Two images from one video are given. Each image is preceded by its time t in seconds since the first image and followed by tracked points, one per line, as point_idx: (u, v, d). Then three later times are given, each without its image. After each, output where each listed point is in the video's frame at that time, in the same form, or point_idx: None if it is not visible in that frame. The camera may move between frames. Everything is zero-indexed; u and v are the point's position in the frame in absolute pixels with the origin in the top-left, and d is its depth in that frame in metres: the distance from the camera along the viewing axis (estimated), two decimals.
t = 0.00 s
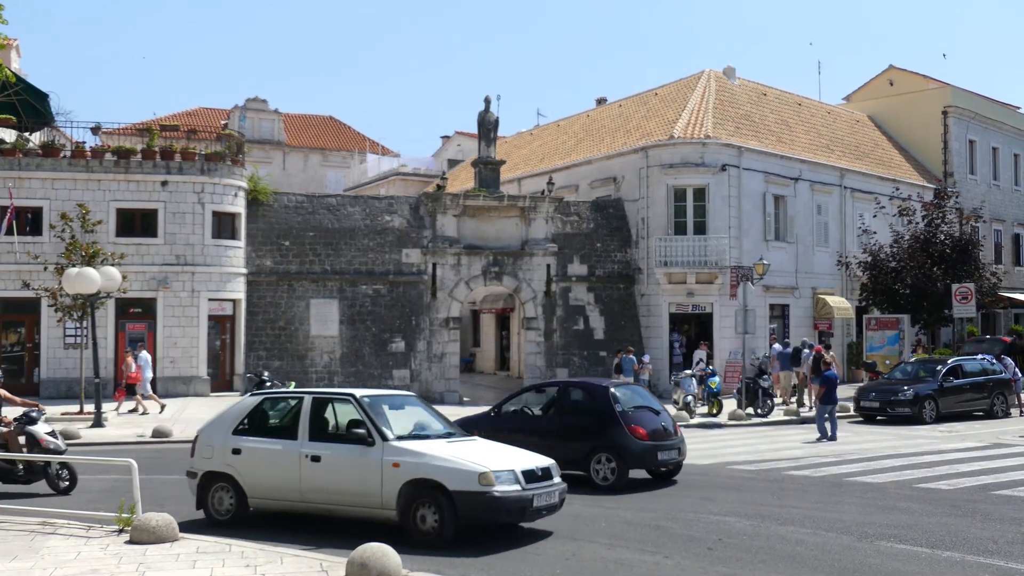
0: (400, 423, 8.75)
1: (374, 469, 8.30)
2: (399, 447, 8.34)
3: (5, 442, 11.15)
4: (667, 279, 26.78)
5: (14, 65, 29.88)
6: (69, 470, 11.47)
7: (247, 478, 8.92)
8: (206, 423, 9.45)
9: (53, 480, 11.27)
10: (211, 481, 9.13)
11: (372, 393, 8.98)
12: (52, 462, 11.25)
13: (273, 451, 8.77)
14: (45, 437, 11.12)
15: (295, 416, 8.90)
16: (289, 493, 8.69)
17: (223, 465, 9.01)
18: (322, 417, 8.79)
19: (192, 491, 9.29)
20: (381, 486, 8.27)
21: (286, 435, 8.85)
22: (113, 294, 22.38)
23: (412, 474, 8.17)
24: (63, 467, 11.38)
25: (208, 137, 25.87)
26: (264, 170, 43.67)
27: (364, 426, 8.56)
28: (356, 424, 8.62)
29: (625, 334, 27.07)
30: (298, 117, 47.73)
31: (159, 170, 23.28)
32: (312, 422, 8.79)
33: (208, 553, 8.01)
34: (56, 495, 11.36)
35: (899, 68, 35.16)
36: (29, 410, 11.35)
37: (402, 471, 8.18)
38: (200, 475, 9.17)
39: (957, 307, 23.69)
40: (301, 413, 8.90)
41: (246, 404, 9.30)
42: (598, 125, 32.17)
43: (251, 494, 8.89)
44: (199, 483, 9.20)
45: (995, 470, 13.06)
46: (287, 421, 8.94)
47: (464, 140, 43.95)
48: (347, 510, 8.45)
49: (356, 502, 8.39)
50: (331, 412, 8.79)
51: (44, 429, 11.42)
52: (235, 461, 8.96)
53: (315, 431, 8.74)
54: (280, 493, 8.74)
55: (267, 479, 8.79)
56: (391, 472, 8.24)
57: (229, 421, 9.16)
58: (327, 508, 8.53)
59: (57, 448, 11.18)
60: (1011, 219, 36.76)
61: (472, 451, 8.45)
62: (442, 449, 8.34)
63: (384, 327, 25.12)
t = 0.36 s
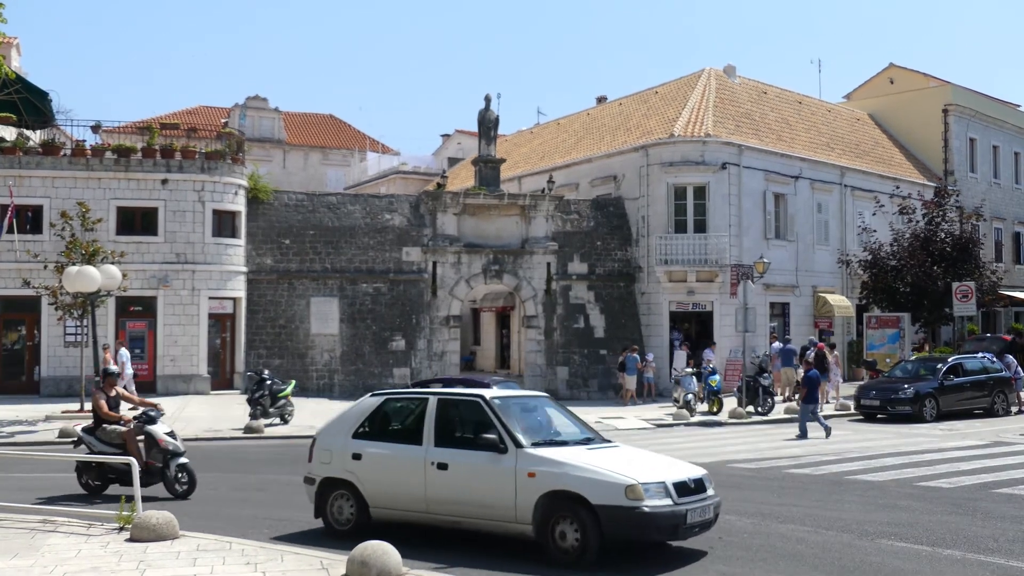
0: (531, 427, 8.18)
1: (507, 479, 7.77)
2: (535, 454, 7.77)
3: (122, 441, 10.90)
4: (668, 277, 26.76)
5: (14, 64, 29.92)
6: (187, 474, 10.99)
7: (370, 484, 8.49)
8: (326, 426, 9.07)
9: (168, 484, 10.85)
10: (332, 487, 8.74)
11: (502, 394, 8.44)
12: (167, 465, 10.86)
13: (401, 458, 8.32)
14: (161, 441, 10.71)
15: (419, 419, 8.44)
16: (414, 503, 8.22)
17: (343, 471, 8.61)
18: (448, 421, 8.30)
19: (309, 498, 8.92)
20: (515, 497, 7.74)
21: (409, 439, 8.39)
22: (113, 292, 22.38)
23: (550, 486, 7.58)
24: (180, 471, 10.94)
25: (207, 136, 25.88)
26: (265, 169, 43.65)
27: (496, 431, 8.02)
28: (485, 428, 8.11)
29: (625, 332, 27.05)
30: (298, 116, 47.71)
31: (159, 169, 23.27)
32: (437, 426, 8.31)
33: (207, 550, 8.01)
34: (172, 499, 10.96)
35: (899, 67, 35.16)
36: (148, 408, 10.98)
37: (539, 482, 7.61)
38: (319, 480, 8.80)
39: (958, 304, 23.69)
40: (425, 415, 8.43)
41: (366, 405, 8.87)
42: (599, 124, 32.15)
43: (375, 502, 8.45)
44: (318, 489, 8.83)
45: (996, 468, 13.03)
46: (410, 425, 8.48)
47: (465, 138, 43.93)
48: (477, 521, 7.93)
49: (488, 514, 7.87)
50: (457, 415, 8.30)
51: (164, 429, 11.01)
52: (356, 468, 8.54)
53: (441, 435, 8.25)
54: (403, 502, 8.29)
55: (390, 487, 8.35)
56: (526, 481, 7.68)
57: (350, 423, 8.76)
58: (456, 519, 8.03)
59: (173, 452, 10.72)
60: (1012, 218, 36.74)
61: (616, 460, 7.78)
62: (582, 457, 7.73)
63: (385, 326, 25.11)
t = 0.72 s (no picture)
0: (683, 433, 6.99)
1: (659, 492, 6.58)
2: (692, 467, 6.55)
3: (247, 443, 10.48)
4: (669, 276, 26.77)
5: (16, 61, 29.94)
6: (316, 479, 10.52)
7: (499, 497, 7.45)
8: (452, 432, 8.10)
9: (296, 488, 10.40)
10: (457, 499, 7.75)
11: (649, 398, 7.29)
12: (295, 468, 10.41)
13: (535, 467, 7.24)
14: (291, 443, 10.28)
15: (556, 424, 7.35)
16: (549, 518, 7.13)
17: (472, 481, 7.60)
18: (588, 427, 7.19)
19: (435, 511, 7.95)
20: (669, 516, 6.52)
21: (545, 447, 7.31)
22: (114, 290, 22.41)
23: (709, 503, 6.33)
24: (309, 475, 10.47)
25: (209, 134, 25.90)
26: (266, 167, 43.62)
27: (644, 438, 6.86)
28: (631, 434, 6.95)
29: (627, 331, 26.98)
30: (299, 114, 47.69)
31: (160, 167, 23.27)
32: (577, 432, 7.20)
33: (209, 549, 8.03)
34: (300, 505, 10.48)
35: (900, 66, 35.10)
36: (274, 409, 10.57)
37: (698, 498, 6.38)
38: (445, 491, 7.82)
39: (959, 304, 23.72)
40: (562, 420, 7.35)
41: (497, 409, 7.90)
42: (600, 123, 32.13)
43: (505, 518, 7.39)
44: (444, 501, 7.85)
45: (997, 467, 13.00)
46: (546, 430, 7.41)
47: (466, 137, 43.88)
48: (622, 541, 6.74)
49: (636, 533, 6.68)
50: (600, 419, 7.17)
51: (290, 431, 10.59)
52: (484, 478, 7.53)
53: (581, 443, 7.14)
54: (536, 517, 7.21)
55: (523, 500, 7.28)
56: (681, 498, 6.46)
57: (477, 431, 7.78)
58: (599, 539, 6.86)
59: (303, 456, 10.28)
60: (1013, 217, 36.68)
61: (787, 476, 6.50)
62: (745, 472, 6.46)
63: (386, 324, 25.13)
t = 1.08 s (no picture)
0: (862, 445, 6.13)
1: (847, 516, 5.70)
2: (882, 487, 5.66)
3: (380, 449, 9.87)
4: (669, 276, 26.87)
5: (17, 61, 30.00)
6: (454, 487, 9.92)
7: (648, 518, 6.61)
8: (589, 443, 7.27)
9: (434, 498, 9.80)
10: (598, 519, 6.91)
11: (820, 405, 6.42)
12: (431, 478, 9.80)
13: (693, 485, 6.40)
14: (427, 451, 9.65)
15: (714, 435, 6.54)
16: (705, 541, 6.29)
17: (615, 499, 6.77)
18: (749, 440, 6.37)
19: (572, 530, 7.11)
20: (856, 545, 5.64)
21: (703, 462, 6.47)
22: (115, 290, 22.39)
23: (903, 530, 5.46)
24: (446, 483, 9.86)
25: (210, 133, 25.91)
26: (266, 166, 43.59)
27: (822, 453, 6.01)
28: (803, 448, 6.12)
29: (628, 332, 26.87)
30: (300, 114, 47.70)
31: (162, 166, 23.28)
32: (739, 445, 6.37)
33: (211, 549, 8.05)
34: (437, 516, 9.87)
35: (902, 66, 35.12)
36: (406, 412, 9.92)
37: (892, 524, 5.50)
38: (584, 508, 6.96)
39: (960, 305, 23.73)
40: (719, 431, 6.54)
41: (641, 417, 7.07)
42: (601, 123, 32.12)
43: (655, 542, 6.55)
44: (583, 519, 6.99)
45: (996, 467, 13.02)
46: (701, 442, 6.58)
47: (467, 137, 43.86)
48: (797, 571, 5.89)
49: (815, 563, 5.81)
50: (763, 430, 6.35)
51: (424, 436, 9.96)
52: (630, 496, 6.70)
53: (745, 457, 6.31)
54: (692, 540, 6.37)
55: (676, 521, 6.44)
56: (872, 524, 5.58)
57: (619, 443, 6.96)
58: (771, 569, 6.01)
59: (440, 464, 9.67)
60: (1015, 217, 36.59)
61: (996, 497, 5.55)
62: (943, 493, 5.56)
63: (387, 324, 25.10)
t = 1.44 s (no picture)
0: None
1: None
2: None
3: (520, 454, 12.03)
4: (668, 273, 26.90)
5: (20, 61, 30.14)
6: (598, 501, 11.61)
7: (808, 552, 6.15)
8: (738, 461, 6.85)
9: (580, 511, 11.61)
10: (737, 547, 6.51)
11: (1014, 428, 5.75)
12: (576, 491, 11.66)
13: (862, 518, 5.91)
14: (571, 462, 11.69)
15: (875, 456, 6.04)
16: None
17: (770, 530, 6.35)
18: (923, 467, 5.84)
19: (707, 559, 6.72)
20: None
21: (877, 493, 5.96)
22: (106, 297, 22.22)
23: None
24: (590, 497, 11.61)
25: (211, 132, 25.98)
26: (269, 167, 43.46)
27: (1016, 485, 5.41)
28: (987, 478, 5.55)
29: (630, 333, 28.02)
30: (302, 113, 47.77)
31: (162, 166, 22.46)
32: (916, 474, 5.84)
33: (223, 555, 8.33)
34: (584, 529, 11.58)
35: (903, 67, 32.63)
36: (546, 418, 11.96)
37: None
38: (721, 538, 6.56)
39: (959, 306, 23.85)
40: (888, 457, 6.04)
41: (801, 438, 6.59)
42: (600, 124, 32.22)
43: None
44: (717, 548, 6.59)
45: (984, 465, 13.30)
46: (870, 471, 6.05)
47: (468, 137, 43.84)
48: None
49: None
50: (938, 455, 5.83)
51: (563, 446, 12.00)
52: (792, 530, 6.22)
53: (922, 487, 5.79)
54: None
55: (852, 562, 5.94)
56: None
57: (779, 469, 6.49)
58: None
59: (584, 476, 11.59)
60: None
61: None
62: None
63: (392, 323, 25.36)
